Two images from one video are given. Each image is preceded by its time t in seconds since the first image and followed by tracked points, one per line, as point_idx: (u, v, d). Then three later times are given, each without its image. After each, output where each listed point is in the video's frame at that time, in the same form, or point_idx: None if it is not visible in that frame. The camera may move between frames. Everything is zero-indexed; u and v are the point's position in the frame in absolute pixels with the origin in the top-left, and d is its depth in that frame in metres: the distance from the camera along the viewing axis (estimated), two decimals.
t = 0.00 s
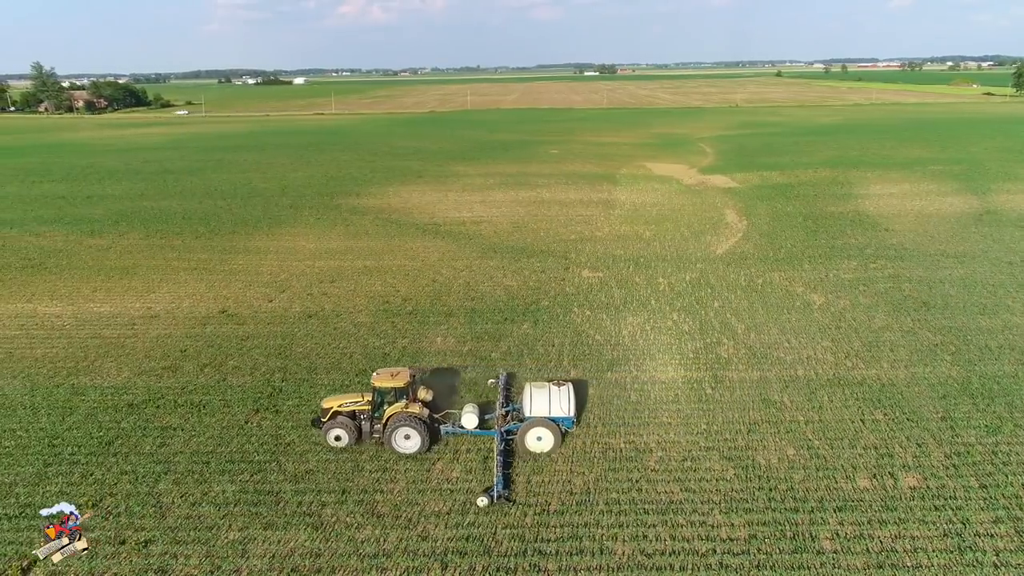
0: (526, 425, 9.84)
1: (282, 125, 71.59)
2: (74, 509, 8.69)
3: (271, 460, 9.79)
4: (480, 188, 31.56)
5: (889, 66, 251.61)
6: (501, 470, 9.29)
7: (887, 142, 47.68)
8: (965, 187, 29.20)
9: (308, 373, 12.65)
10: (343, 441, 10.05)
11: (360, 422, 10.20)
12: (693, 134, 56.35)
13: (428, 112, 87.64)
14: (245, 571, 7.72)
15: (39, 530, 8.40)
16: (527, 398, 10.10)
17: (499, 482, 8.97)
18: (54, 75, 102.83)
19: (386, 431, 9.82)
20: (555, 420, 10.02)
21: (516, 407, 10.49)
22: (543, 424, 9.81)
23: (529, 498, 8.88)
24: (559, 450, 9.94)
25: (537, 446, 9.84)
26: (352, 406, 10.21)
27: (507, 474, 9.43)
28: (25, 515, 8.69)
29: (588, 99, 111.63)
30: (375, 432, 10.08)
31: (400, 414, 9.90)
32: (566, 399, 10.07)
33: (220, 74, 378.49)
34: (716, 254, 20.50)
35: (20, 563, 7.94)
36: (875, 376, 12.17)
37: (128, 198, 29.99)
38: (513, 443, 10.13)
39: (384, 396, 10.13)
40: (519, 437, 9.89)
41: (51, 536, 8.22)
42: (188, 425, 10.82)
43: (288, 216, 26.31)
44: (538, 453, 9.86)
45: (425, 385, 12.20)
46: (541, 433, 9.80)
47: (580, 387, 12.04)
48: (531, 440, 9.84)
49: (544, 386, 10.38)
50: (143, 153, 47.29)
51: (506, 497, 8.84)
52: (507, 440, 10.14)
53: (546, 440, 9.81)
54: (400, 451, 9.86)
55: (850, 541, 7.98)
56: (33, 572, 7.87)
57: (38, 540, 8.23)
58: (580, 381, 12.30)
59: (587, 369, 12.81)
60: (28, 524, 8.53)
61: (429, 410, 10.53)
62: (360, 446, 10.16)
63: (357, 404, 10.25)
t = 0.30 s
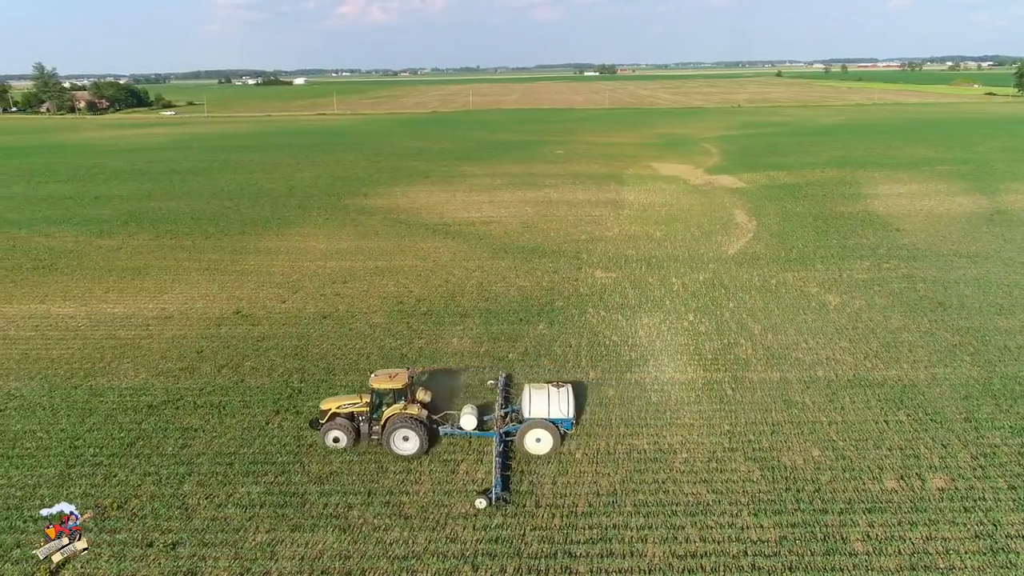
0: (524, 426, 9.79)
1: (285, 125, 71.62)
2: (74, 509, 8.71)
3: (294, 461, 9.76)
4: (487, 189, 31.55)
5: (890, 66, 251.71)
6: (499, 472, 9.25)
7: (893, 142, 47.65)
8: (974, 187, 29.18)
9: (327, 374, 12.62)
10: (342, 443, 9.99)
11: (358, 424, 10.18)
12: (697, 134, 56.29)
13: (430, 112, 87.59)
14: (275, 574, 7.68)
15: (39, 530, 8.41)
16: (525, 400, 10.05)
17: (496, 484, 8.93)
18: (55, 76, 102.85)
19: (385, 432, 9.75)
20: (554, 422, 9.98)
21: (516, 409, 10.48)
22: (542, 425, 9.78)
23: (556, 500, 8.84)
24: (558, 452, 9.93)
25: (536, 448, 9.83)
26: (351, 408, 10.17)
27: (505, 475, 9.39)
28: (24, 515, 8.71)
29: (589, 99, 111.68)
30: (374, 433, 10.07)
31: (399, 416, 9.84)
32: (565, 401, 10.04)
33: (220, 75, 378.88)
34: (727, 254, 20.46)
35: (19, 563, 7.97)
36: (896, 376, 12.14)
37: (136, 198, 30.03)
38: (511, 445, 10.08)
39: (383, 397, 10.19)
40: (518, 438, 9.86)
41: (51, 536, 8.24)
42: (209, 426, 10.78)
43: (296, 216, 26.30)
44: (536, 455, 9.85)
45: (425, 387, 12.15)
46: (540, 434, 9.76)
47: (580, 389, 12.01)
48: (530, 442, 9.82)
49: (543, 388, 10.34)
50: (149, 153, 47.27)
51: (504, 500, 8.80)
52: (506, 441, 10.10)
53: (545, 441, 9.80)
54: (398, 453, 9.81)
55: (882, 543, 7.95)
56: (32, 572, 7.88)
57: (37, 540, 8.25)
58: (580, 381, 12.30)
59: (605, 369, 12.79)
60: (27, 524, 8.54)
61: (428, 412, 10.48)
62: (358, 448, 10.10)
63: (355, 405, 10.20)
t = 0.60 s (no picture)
0: (524, 427, 9.80)
1: (289, 125, 71.60)
2: (74, 509, 8.70)
3: (318, 463, 9.73)
4: (494, 189, 31.52)
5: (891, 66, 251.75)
6: (498, 473, 9.25)
7: (898, 142, 47.60)
8: (982, 187, 29.16)
9: (346, 375, 12.59)
10: (340, 444, 9.97)
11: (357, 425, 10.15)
12: (701, 134, 56.23)
13: (433, 112, 87.51)
14: None
15: (39, 530, 8.42)
16: (525, 401, 10.04)
17: (496, 485, 8.92)
18: (57, 76, 102.77)
19: (384, 433, 9.74)
20: (554, 422, 9.92)
21: (515, 410, 10.48)
22: (542, 426, 9.77)
23: (583, 501, 8.80)
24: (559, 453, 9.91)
25: (536, 449, 9.84)
26: (350, 409, 10.16)
27: (505, 477, 9.37)
28: (25, 514, 8.72)
29: (592, 99, 111.56)
30: (373, 435, 10.05)
31: (398, 417, 9.83)
32: (565, 401, 10.01)
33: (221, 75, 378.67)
34: (739, 254, 20.41)
35: (19, 563, 7.97)
36: (918, 377, 12.11)
37: (143, 199, 30.03)
38: (511, 445, 10.09)
39: (383, 399, 10.23)
40: (518, 439, 9.86)
41: (51, 536, 8.24)
42: (231, 427, 10.74)
43: (305, 216, 26.27)
44: (536, 456, 9.85)
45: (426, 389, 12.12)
46: (540, 435, 9.77)
47: (581, 390, 11.99)
48: (530, 443, 9.83)
49: (542, 390, 10.34)
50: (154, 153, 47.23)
51: (504, 501, 8.77)
52: (506, 443, 10.10)
53: (545, 442, 9.81)
54: (397, 454, 9.80)
55: (914, 545, 7.91)
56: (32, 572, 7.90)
57: (37, 540, 8.25)
58: (579, 382, 12.30)
59: (624, 370, 12.74)
60: (27, 524, 8.54)
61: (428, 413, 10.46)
62: (356, 449, 10.07)
63: (355, 406, 10.18)
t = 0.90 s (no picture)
0: (524, 429, 9.75)
1: (293, 125, 71.57)
2: (74, 509, 8.66)
3: (343, 464, 9.69)
4: (501, 189, 31.48)
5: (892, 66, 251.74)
6: (498, 475, 9.19)
7: (904, 142, 47.56)
8: (991, 187, 29.13)
9: (366, 376, 12.55)
10: (339, 445, 9.94)
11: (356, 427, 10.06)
12: (705, 134, 56.17)
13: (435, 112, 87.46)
14: None
15: (39, 530, 8.40)
16: (525, 402, 9.94)
17: (496, 488, 8.87)
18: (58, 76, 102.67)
19: (383, 435, 9.72)
20: (554, 424, 9.87)
21: (515, 411, 10.45)
22: (542, 428, 9.72)
23: (611, 503, 8.76)
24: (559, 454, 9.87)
25: (536, 450, 9.79)
26: (349, 410, 10.11)
27: (505, 479, 9.32)
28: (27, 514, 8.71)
29: (593, 99, 111.52)
30: (372, 436, 9.98)
31: (397, 419, 9.80)
32: (565, 402, 9.93)
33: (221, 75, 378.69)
34: (752, 254, 20.36)
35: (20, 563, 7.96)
36: (940, 377, 12.07)
37: (149, 199, 30.02)
38: (511, 447, 10.05)
39: (382, 400, 10.05)
40: (518, 441, 9.81)
41: (51, 536, 8.21)
42: (252, 428, 10.70)
43: (313, 217, 26.25)
44: (535, 458, 9.81)
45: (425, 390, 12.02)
46: (540, 437, 9.74)
47: (580, 391, 11.96)
48: (530, 444, 9.78)
49: (542, 390, 10.24)
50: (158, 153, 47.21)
51: (503, 504, 8.74)
52: (505, 444, 10.06)
53: (545, 444, 9.77)
54: (396, 456, 9.77)
55: (947, 548, 7.87)
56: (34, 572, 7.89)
57: (38, 540, 8.24)
58: (579, 384, 12.24)
59: (645, 371, 12.69)
60: (28, 524, 8.53)
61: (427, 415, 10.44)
62: (356, 451, 10.03)
63: (354, 408, 10.13)
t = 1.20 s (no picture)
0: (523, 431, 9.71)
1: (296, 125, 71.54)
2: (73, 510, 8.69)
3: (368, 466, 9.64)
4: (508, 189, 31.43)
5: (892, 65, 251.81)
6: (498, 478, 9.12)
7: (909, 142, 47.50)
8: (1000, 187, 29.08)
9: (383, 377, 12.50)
10: (338, 447, 9.88)
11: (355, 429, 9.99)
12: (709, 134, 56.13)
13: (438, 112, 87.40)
14: None
15: (39, 530, 8.41)
16: (524, 404, 9.91)
17: (496, 490, 8.81)
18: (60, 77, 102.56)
19: (383, 437, 9.66)
20: (554, 426, 9.84)
21: (515, 413, 10.40)
22: (542, 430, 9.68)
23: (640, 505, 8.71)
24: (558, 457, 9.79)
25: (536, 453, 9.75)
26: (349, 412, 9.99)
27: (504, 481, 9.26)
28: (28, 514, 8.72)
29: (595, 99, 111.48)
30: (371, 438, 9.92)
31: (397, 421, 9.75)
32: (564, 404, 9.91)
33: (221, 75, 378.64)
34: (763, 254, 20.31)
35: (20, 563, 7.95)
36: (962, 378, 12.03)
37: (155, 199, 30.01)
38: (511, 449, 9.98)
39: (381, 402, 10.00)
40: (518, 444, 9.75)
41: (51, 536, 8.22)
42: (273, 430, 10.65)
43: (321, 217, 26.22)
44: (535, 460, 9.75)
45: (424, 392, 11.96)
46: (540, 439, 9.69)
47: (582, 393, 11.91)
48: (529, 447, 9.74)
49: (541, 392, 10.21)
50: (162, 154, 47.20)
51: (504, 506, 8.69)
52: (505, 446, 9.99)
53: (545, 446, 9.73)
54: (395, 458, 9.72)
55: (981, 550, 7.83)
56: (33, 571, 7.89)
57: (38, 540, 8.25)
58: (581, 386, 12.16)
59: (665, 372, 12.65)
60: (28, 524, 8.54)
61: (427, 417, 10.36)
62: (355, 452, 9.97)
63: (354, 409, 10.02)
